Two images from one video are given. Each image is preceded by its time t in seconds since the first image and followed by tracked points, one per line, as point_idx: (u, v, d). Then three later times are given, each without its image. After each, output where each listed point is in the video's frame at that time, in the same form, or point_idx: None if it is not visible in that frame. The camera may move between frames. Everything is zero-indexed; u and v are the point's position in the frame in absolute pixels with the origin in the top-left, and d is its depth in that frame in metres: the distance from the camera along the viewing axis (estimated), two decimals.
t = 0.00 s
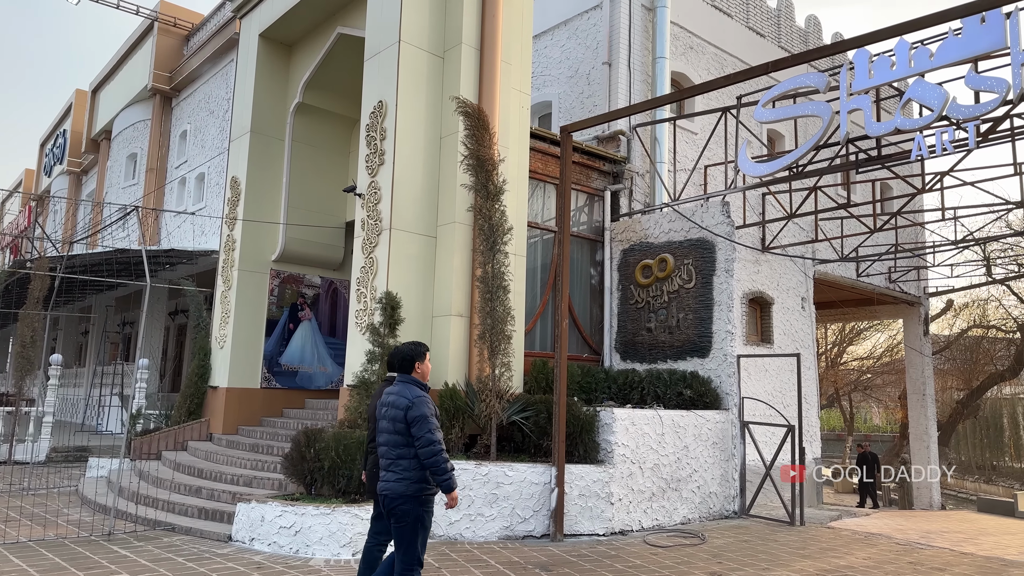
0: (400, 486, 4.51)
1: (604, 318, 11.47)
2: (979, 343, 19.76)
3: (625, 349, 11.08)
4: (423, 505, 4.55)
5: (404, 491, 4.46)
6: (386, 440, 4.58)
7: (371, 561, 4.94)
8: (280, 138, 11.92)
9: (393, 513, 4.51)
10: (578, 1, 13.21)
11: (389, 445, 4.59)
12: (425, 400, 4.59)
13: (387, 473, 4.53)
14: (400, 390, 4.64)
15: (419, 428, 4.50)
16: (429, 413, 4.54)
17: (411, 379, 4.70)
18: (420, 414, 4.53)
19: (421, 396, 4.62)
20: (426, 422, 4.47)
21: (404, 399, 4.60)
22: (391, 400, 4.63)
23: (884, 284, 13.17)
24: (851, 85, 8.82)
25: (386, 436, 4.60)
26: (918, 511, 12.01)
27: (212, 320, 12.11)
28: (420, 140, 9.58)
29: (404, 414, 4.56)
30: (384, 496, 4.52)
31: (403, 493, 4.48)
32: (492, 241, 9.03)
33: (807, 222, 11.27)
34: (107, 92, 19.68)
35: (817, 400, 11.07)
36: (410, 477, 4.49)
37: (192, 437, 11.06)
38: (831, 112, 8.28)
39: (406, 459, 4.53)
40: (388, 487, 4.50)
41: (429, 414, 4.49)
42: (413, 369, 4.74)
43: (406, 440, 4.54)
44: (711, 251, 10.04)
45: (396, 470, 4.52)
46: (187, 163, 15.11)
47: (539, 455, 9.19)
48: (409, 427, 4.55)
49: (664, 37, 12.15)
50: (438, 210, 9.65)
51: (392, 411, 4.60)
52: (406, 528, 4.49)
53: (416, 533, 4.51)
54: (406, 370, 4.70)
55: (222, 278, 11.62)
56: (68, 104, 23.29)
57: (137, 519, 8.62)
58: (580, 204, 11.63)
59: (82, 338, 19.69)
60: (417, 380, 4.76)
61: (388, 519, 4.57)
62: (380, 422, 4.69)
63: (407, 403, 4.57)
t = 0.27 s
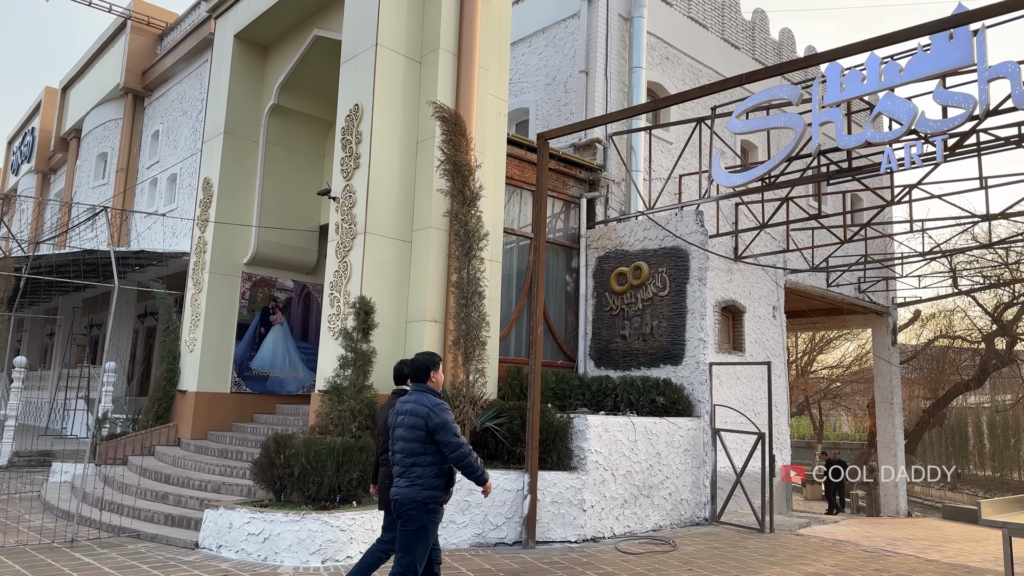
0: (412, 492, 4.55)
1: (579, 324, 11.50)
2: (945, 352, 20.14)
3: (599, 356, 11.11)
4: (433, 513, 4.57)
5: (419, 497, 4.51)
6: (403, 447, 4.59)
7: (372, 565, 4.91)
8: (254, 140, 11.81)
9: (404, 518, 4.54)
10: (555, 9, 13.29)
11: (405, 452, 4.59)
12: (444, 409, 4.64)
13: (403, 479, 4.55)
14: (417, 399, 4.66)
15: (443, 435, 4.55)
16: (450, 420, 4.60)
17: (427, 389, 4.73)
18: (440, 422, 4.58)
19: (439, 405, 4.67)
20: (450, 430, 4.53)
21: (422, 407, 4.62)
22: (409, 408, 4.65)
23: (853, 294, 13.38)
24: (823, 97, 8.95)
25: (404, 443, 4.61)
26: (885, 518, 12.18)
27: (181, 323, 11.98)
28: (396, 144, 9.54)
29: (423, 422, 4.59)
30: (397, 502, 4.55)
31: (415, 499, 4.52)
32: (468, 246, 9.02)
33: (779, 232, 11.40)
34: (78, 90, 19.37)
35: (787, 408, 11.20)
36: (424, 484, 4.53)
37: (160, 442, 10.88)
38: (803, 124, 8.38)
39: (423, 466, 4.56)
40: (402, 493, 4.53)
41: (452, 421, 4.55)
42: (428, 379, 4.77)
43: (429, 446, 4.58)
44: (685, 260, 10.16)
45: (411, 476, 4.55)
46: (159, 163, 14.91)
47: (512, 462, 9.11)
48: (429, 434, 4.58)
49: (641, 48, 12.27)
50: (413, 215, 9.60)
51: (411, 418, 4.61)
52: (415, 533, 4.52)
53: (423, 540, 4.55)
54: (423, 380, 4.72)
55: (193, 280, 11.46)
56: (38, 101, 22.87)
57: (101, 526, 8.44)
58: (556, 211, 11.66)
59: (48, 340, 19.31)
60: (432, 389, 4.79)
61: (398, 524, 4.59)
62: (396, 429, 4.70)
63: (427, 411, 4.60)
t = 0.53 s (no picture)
0: (428, 501, 4.53)
1: (551, 330, 11.53)
2: (909, 361, 20.50)
3: (571, 361, 11.14)
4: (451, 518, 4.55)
5: (433, 505, 4.48)
6: (414, 456, 4.58)
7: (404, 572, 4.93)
8: (225, 141, 11.68)
9: (421, 526, 4.53)
10: (530, 16, 13.34)
11: (416, 460, 4.59)
12: (452, 417, 4.62)
13: (414, 487, 4.56)
14: (426, 407, 4.65)
15: (447, 443, 4.53)
16: (456, 428, 4.58)
17: (435, 397, 4.72)
18: (447, 429, 4.56)
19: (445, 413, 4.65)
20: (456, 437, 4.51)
21: (429, 416, 4.61)
22: (418, 417, 4.65)
23: (820, 302, 13.61)
24: (793, 109, 9.09)
25: (413, 452, 4.61)
26: (850, 524, 12.34)
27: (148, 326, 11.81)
28: (369, 147, 9.50)
29: (431, 430, 4.58)
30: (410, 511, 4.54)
31: (430, 507, 4.50)
32: (440, 251, 9.03)
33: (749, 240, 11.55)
34: (44, 87, 18.99)
35: (755, 414, 11.32)
36: (438, 491, 4.52)
37: (124, 446, 10.66)
38: (773, 135, 8.50)
39: (432, 475, 4.54)
40: (416, 502, 4.52)
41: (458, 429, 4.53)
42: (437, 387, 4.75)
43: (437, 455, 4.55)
44: (656, 267, 10.22)
45: (423, 485, 4.53)
46: (126, 163, 14.67)
47: (483, 468, 8.97)
48: (436, 443, 4.56)
49: (615, 56, 12.38)
50: (386, 219, 9.56)
51: (420, 427, 4.61)
52: (437, 540, 4.52)
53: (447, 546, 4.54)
54: (430, 388, 4.72)
55: (160, 283, 11.29)
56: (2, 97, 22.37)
57: (61, 533, 8.23)
58: (530, 217, 11.68)
59: (10, 342, 18.86)
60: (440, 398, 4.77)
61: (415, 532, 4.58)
62: (407, 439, 4.69)
63: (433, 419, 4.59)
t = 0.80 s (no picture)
0: (445, 508, 4.56)
1: (527, 336, 11.53)
2: (879, 369, 20.82)
3: (547, 368, 11.16)
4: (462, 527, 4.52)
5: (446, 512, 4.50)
6: (426, 463, 4.62)
7: None
8: (199, 142, 11.55)
9: (434, 533, 4.54)
10: (509, 23, 13.39)
11: (429, 468, 4.62)
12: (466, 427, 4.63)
13: (427, 494, 4.58)
14: (441, 416, 4.67)
15: (456, 451, 4.52)
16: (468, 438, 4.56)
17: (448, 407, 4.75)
18: (460, 438, 4.55)
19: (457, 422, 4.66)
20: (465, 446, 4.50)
21: (443, 425, 4.63)
22: (432, 426, 4.68)
23: (793, 311, 13.78)
24: (767, 119, 9.20)
25: (425, 460, 4.65)
26: (822, 531, 12.45)
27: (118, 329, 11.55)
28: (345, 151, 9.45)
29: (445, 439, 4.59)
30: (422, 517, 4.56)
31: (445, 514, 4.52)
32: (416, 256, 8.98)
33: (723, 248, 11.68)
34: (13, 86, 18.66)
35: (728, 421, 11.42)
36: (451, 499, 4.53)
37: (91, 452, 10.46)
38: (747, 145, 8.60)
39: (445, 482, 4.56)
40: (429, 508, 4.54)
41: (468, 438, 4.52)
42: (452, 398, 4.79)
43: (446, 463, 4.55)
44: (632, 274, 10.28)
45: (437, 491, 4.57)
46: (97, 164, 14.44)
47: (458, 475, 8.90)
48: (448, 451, 4.56)
49: (592, 65, 12.46)
50: (361, 223, 9.50)
51: (434, 435, 4.64)
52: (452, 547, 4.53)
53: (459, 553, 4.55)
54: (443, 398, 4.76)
55: (130, 286, 11.12)
56: None
57: (23, 541, 8.05)
58: (507, 223, 11.69)
59: None
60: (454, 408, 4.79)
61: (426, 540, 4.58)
62: (421, 447, 4.73)
63: (444, 427, 4.60)
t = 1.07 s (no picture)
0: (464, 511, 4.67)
1: (504, 342, 11.52)
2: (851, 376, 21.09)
3: (524, 373, 11.15)
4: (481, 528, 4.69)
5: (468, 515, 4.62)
6: (447, 469, 4.73)
7: None
8: (173, 144, 11.42)
9: (454, 536, 4.67)
10: (487, 29, 13.41)
11: (449, 473, 4.73)
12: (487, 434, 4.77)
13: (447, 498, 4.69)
14: (459, 424, 4.80)
15: (480, 458, 4.65)
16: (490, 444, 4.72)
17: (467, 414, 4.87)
18: (482, 446, 4.70)
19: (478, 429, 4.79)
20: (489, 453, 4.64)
21: (465, 432, 4.76)
22: (452, 433, 4.80)
23: (767, 317, 13.93)
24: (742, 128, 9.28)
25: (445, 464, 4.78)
26: (796, 536, 12.54)
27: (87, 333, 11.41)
28: (322, 154, 9.39)
29: (467, 446, 4.72)
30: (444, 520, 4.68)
31: (466, 517, 4.64)
32: (393, 261, 8.90)
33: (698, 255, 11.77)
34: None
35: (703, 427, 11.49)
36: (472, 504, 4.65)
37: (59, 458, 10.27)
38: (723, 154, 8.67)
39: (467, 487, 4.68)
40: (448, 512, 4.66)
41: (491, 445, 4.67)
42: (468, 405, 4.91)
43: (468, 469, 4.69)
44: (609, 280, 10.32)
45: (457, 495, 4.67)
46: (69, 165, 14.21)
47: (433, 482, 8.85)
48: (471, 458, 4.70)
49: (571, 71, 12.51)
50: (337, 227, 9.44)
51: (456, 442, 4.75)
52: (471, 550, 4.65)
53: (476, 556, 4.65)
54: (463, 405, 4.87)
55: (101, 289, 10.96)
56: None
57: None
58: (484, 229, 11.70)
59: None
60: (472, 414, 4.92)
61: (445, 542, 4.73)
62: (440, 453, 4.84)
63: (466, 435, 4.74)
